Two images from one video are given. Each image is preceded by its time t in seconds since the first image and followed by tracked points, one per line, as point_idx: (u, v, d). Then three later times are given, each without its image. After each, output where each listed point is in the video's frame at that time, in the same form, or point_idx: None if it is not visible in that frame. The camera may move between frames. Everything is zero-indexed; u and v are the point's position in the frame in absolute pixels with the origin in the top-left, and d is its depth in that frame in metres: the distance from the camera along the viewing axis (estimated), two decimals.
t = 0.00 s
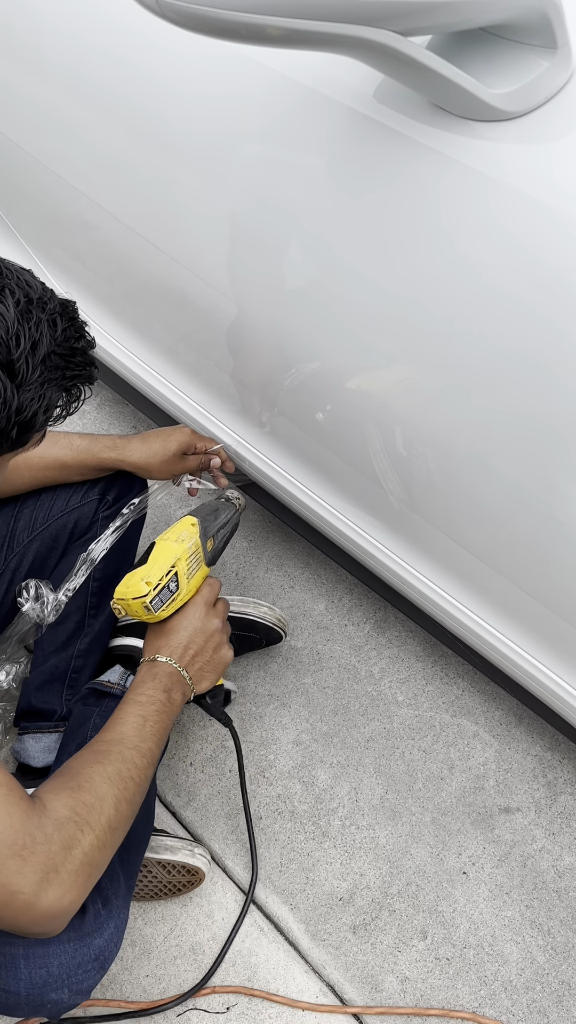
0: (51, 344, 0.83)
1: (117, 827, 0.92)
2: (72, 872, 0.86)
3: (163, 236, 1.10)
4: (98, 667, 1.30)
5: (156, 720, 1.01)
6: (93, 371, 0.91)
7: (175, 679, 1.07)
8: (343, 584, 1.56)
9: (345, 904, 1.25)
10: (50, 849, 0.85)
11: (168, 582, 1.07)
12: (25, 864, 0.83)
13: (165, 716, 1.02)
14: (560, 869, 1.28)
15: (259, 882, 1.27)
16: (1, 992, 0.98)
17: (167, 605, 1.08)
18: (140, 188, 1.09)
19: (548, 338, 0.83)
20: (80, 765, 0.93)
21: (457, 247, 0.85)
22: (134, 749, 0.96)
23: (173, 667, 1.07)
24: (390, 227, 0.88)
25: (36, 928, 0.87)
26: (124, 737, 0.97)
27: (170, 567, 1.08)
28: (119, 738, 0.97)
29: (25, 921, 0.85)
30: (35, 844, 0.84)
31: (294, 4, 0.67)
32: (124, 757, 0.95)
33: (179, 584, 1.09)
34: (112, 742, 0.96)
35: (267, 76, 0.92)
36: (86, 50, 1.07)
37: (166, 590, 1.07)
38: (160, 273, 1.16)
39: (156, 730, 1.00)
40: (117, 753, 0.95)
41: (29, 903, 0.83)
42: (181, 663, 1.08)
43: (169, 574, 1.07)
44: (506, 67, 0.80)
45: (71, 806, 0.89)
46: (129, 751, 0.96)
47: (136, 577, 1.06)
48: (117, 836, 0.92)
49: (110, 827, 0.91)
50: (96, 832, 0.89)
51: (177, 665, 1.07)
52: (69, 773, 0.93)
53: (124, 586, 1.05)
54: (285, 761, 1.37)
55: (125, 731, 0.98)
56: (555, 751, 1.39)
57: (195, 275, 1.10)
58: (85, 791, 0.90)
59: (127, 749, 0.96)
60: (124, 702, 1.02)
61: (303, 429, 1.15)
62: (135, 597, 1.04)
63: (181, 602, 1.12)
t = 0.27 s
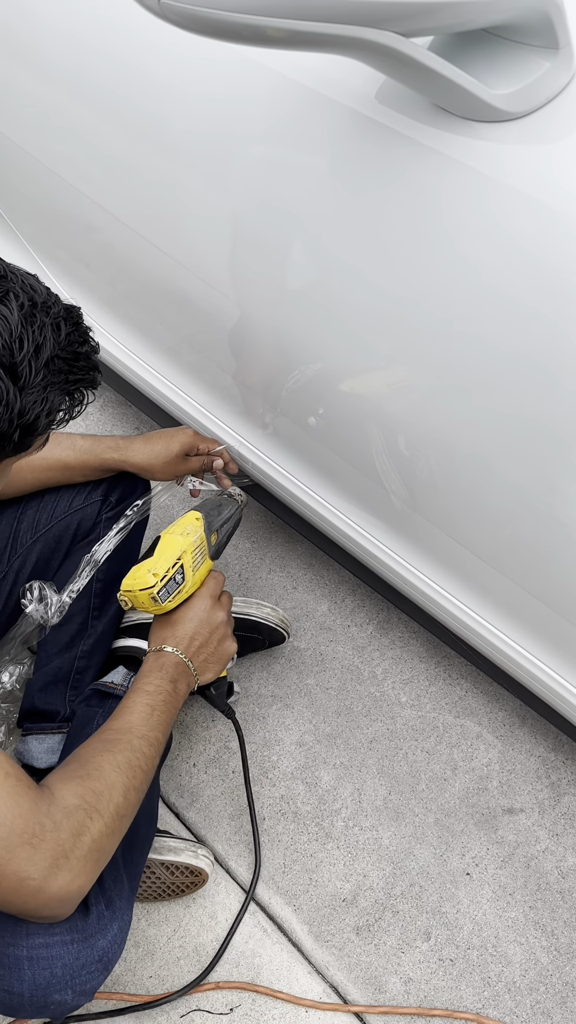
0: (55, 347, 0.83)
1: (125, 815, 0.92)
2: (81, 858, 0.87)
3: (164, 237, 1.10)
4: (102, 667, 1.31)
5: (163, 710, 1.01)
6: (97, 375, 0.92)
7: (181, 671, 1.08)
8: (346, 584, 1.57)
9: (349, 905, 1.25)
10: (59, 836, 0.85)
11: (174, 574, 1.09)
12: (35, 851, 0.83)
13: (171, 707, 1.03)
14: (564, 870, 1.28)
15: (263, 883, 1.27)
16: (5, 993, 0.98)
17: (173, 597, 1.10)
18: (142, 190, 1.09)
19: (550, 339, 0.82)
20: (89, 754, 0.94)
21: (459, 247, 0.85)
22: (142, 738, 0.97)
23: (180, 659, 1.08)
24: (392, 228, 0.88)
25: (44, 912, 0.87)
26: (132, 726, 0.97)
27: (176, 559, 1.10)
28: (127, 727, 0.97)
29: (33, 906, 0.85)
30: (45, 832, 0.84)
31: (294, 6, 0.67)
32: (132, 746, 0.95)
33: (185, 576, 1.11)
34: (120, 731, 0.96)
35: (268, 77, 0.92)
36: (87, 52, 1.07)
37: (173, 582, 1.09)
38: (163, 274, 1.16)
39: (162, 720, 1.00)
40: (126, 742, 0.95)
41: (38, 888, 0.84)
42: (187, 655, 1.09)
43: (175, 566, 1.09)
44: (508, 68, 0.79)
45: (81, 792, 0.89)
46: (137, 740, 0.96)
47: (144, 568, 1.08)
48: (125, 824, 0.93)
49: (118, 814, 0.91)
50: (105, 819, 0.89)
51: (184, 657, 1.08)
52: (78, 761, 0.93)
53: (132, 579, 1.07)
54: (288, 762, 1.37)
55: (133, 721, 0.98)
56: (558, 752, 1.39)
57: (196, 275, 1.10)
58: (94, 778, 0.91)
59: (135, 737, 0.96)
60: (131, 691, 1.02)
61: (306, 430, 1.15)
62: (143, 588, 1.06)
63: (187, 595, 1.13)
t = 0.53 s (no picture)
0: (62, 354, 0.83)
1: (130, 824, 0.92)
2: (83, 865, 0.86)
3: (166, 238, 1.10)
4: (105, 668, 1.31)
5: (171, 722, 1.02)
6: (102, 381, 0.91)
7: (189, 684, 1.08)
8: (348, 584, 1.56)
9: (352, 906, 1.25)
10: (62, 843, 0.85)
11: (187, 589, 1.10)
12: (37, 857, 0.83)
13: (178, 719, 1.03)
14: (567, 870, 1.28)
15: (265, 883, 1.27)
16: (8, 994, 0.98)
17: (185, 611, 1.11)
18: (144, 190, 1.09)
19: (553, 338, 0.82)
20: (95, 761, 0.94)
21: (461, 247, 0.84)
22: (149, 748, 0.97)
23: (189, 672, 1.09)
24: (394, 228, 0.88)
25: (45, 918, 0.87)
26: (139, 736, 0.98)
27: (189, 574, 1.11)
28: (134, 737, 0.97)
29: (34, 911, 0.85)
30: (48, 837, 0.84)
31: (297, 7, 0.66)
32: (139, 755, 0.95)
33: (198, 591, 1.12)
34: (127, 740, 0.97)
35: (270, 77, 0.92)
36: (88, 52, 1.07)
37: (186, 596, 1.10)
38: (165, 275, 1.16)
39: (169, 731, 1.00)
40: (132, 751, 0.95)
41: (39, 894, 0.84)
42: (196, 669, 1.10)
43: (188, 581, 1.10)
44: (510, 68, 0.79)
45: (86, 799, 0.89)
46: (143, 750, 0.96)
47: (158, 581, 1.10)
48: (129, 833, 0.92)
49: (123, 823, 0.91)
50: (109, 827, 0.89)
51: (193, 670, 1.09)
52: (83, 769, 0.93)
53: (145, 592, 1.09)
54: (291, 762, 1.37)
55: (140, 731, 0.98)
56: (562, 752, 1.39)
57: (198, 276, 1.10)
58: (100, 786, 0.91)
59: (142, 747, 0.96)
60: (139, 702, 1.03)
61: (308, 430, 1.15)
62: (155, 602, 1.08)
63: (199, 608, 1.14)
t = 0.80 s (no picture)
0: (66, 360, 0.83)
1: (132, 818, 0.92)
2: (87, 859, 0.86)
3: (169, 239, 1.10)
4: (107, 668, 1.32)
5: (171, 715, 1.02)
6: (107, 387, 0.92)
7: (187, 675, 1.08)
8: (350, 584, 1.56)
9: (354, 906, 1.25)
10: (66, 837, 0.85)
11: (183, 580, 1.08)
12: (42, 851, 0.83)
13: (178, 712, 1.03)
14: (569, 870, 1.28)
15: (268, 883, 1.27)
16: (11, 994, 0.98)
17: (182, 603, 1.09)
18: (146, 191, 1.09)
19: (556, 338, 0.82)
20: (97, 757, 0.94)
21: (463, 247, 0.84)
22: (150, 741, 0.97)
23: (187, 664, 1.08)
24: (396, 228, 0.88)
25: (48, 914, 0.86)
26: (140, 730, 0.98)
27: (186, 565, 1.09)
28: (134, 731, 0.97)
29: (38, 907, 0.84)
30: (52, 832, 0.84)
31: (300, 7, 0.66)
32: (140, 749, 0.95)
33: (195, 582, 1.10)
34: (128, 734, 0.97)
35: (273, 78, 0.92)
36: (90, 53, 1.07)
37: (182, 588, 1.08)
38: (167, 275, 1.16)
39: (170, 725, 1.01)
40: (133, 745, 0.95)
41: (44, 888, 0.83)
42: (194, 661, 1.09)
43: (184, 572, 1.09)
44: (512, 68, 0.79)
45: (88, 793, 0.89)
46: (144, 744, 0.97)
47: (153, 574, 1.07)
48: (131, 827, 0.93)
49: (125, 816, 0.91)
50: (112, 821, 0.89)
51: (191, 663, 1.08)
52: (85, 764, 0.93)
53: (141, 585, 1.07)
54: (293, 762, 1.37)
55: (141, 724, 0.99)
56: (564, 752, 1.39)
57: (201, 277, 1.10)
58: (102, 780, 0.91)
59: (143, 741, 0.96)
60: (138, 695, 1.03)
61: (310, 430, 1.15)
62: (151, 596, 1.06)
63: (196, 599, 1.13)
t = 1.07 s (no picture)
0: (57, 358, 0.82)
1: (130, 841, 0.91)
2: (78, 881, 0.86)
3: (169, 237, 1.10)
4: (108, 668, 1.32)
5: (180, 740, 1.01)
6: (104, 390, 0.91)
7: (202, 703, 1.07)
8: (351, 584, 1.56)
9: (355, 906, 1.25)
10: (56, 858, 0.85)
11: (209, 606, 1.09)
12: (29, 871, 0.83)
13: (188, 737, 1.03)
14: (571, 870, 1.28)
15: (269, 884, 1.27)
16: (12, 995, 0.98)
17: (206, 627, 1.10)
18: (146, 190, 1.09)
19: (557, 337, 0.82)
20: (99, 775, 0.93)
21: (463, 247, 0.84)
22: (155, 764, 0.96)
23: (202, 692, 1.08)
24: (396, 228, 0.87)
25: (38, 932, 0.87)
26: (146, 753, 0.97)
27: (214, 590, 1.10)
28: (140, 753, 0.97)
29: (27, 926, 0.85)
30: (41, 853, 0.84)
31: (299, 6, 0.66)
32: (144, 772, 0.95)
33: (221, 608, 1.11)
34: (133, 756, 0.96)
35: (273, 77, 0.92)
36: (91, 52, 1.07)
37: (207, 613, 1.09)
38: (167, 274, 1.16)
39: (178, 750, 1.00)
40: (137, 768, 0.95)
41: (30, 909, 0.83)
42: (210, 690, 1.09)
43: (211, 598, 1.09)
44: (512, 67, 0.79)
45: (85, 814, 0.89)
46: (149, 767, 0.96)
47: (181, 596, 1.09)
48: (129, 850, 0.92)
49: (122, 839, 0.90)
50: (106, 844, 0.89)
51: (206, 692, 1.08)
52: (86, 782, 0.93)
53: (167, 607, 1.08)
54: (294, 762, 1.37)
55: (148, 747, 0.98)
56: (565, 752, 1.38)
57: (201, 276, 1.10)
58: (100, 802, 0.90)
59: (147, 764, 0.96)
60: (149, 717, 1.02)
61: (311, 430, 1.15)
62: (176, 618, 1.07)
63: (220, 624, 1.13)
